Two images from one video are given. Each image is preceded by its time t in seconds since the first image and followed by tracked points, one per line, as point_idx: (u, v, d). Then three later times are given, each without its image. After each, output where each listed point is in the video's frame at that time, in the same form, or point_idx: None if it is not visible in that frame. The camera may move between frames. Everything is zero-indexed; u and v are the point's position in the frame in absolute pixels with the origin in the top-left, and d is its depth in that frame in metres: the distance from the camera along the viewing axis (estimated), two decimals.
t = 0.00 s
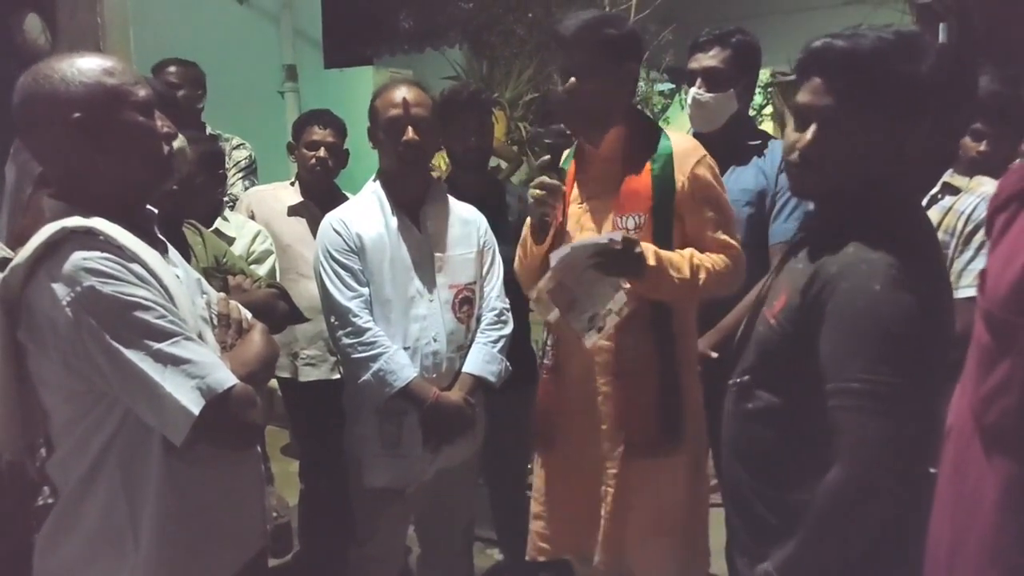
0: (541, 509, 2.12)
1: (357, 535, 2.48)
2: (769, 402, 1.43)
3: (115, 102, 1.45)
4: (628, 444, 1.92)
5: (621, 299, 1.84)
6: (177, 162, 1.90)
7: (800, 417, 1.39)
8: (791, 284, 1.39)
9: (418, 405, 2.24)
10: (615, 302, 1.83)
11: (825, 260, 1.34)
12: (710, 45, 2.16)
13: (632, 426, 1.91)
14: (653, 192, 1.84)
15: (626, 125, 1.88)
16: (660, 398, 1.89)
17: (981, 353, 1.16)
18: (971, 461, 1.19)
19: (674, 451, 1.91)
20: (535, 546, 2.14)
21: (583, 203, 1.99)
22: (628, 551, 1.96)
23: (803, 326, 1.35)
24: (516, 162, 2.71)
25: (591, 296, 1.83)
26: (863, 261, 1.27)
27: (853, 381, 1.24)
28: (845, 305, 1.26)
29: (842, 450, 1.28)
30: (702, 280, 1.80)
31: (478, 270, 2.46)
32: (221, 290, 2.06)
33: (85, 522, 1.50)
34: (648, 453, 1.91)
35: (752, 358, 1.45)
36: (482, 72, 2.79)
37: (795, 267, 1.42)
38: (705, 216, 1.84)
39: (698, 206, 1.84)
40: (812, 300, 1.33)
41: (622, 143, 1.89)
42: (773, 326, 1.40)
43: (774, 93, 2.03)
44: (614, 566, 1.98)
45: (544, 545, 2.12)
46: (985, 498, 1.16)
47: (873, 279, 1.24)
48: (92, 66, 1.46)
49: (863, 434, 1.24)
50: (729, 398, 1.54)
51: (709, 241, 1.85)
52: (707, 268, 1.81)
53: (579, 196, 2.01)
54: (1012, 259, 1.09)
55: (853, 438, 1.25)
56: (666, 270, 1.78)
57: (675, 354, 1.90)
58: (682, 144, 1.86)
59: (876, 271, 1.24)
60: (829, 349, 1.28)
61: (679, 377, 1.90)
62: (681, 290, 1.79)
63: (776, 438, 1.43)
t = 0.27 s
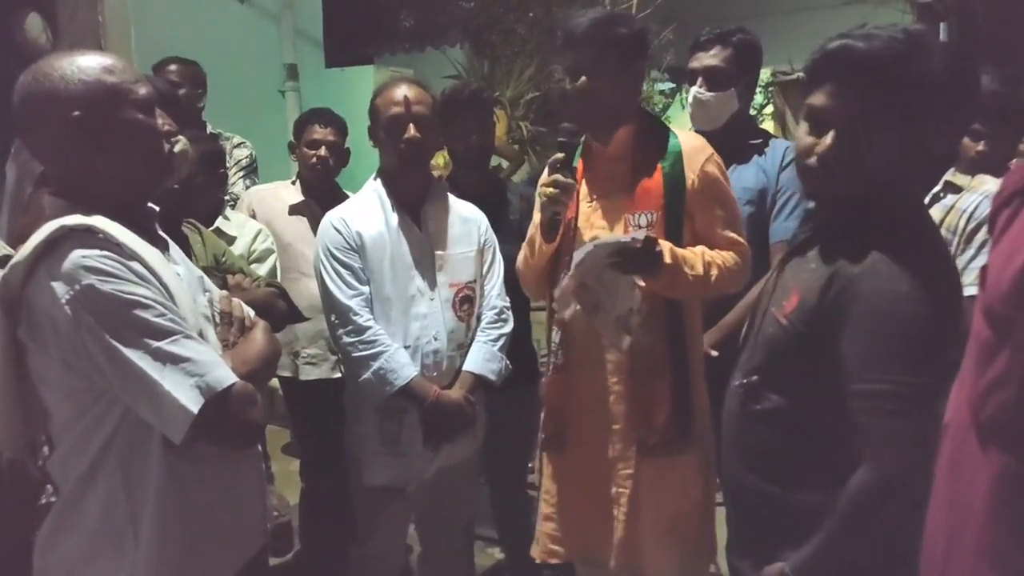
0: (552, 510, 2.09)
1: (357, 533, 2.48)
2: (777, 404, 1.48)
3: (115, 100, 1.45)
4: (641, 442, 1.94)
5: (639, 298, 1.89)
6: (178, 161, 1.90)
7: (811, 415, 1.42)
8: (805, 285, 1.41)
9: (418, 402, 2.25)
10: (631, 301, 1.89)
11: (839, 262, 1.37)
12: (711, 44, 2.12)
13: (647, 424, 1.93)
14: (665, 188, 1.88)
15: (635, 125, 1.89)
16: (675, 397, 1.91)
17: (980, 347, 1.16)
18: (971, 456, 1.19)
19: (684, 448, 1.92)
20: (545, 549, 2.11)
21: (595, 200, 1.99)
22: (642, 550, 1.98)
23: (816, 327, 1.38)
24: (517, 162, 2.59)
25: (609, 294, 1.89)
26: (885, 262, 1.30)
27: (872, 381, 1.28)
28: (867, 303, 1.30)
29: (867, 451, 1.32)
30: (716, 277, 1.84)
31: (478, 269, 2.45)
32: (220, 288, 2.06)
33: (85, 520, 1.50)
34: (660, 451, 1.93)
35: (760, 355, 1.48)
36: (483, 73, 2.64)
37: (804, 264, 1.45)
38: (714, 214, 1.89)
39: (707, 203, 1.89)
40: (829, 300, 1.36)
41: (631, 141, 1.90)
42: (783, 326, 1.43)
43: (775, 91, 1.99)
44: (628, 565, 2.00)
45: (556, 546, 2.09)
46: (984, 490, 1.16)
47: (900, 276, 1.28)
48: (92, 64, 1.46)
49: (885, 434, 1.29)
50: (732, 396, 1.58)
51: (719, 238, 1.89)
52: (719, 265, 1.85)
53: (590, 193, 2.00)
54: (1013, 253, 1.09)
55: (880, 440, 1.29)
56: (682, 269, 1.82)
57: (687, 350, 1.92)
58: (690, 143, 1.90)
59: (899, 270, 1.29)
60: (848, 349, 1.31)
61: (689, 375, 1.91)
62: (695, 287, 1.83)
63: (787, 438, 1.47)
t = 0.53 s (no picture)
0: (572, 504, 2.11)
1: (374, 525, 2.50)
2: (796, 402, 1.46)
3: (127, 94, 1.45)
4: (661, 438, 1.94)
5: (653, 281, 1.88)
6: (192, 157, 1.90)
7: (833, 413, 1.42)
8: (830, 281, 1.39)
9: (431, 397, 2.27)
10: (645, 282, 1.89)
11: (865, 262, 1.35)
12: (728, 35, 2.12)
13: (665, 419, 1.93)
14: (684, 181, 1.86)
15: (656, 117, 1.85)
16: (695, 391, 1.90)
17: (1004, 339, 1.18)
18: (992, 448, 1.21)
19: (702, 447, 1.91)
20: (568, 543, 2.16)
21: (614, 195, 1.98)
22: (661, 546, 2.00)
23: (842, 322, 1.36)
24: (532, 156, 2.53)
25: (621, 274, 1.90)
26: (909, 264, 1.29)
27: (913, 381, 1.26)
28: (901, 311, 1.27)
29: (904, 450, 1.31)
30: (739, 269, 1.81)
31: (491, 263, 2.43)
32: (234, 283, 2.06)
33: (100, 513, 1.51)
34: (680, 447, 1.93)
35: (783, 351, 1.45)
36: (498, 65, 2.50)
37: (827, 262, 1.43)
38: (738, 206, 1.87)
39: (729, 194, 1.87)
40: (858, 301, 1.33)
41: (652, 135, 1.87)
42: (807, 322, 1.41)
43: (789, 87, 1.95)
44: (645, 561, 2.02)
45: (576, 541, 2.14)
46: (1004, 483, 1.19)
47: (921, 274, 1.27)
48: (105, 59, 1.46)
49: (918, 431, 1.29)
50: (751, 394, 1.56)
51: (741, 230, 1.86)
52: (742, 256, 1.81)
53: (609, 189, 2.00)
54: None
55: (916, 440, 1.29)
56: (705, 257, 1.79)
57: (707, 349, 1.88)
58: (712, 133, 1.88)
59: (925, 269, 1.27)
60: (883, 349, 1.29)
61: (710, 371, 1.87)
62: (715, 276, 1.80)
63: (807, 438, 1.47)
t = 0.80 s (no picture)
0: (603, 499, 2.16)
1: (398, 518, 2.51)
2: (823, 395, 1.43)
3: (151, 90, 1.46)
4: (695, 436, 1.94)
5: (677, 273, 1.87)
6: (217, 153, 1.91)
7: (862, 405, 1.39)
8: (857, 271, 1.37)
9: (454, 392, 2.26)
10: (667, 274, 1.88)
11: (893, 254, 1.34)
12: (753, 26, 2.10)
13: (697, 417, 1.93)
14: (717, 174, 1.87)
15: (690, 108, 1.84)
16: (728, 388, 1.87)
17: None
18: None
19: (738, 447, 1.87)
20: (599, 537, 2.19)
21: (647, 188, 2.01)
22: (694, 544, 2.00)
23: (868, 315, 1.34)
24: (555, 150, 2.52)
25: (642, 265, 1.90)
26: (939, 257, 1.28)
27: (936, 373, 1.27)
28: (931, 308, 1.26)
29: (932, 442, 1.32)
30: (768, 263, 1.77)
31: (513, 257, 2.43)
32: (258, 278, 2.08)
33: (129, 504, 1.53)
34: (712, 446, 1.92)
35: (809, 342, 1.43)
36: (521, 59, 2.45)
37: (854, 254, 1.40)
38: (772, 198, 1.84)
39: (761, 186, 1.85)
40: (886, 292, 1.32)
41: (686, 128, 1.86)
42: (833, 313, 1.38)
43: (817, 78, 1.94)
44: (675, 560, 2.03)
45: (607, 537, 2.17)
46: None
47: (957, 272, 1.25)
48: (130, 55, 1.48)
49: (939, 421, 1.30)
50: (777, 385, 1.51)
51: (772, 223, 1.83)
52: (771, 250, 1.77)
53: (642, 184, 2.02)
54: None
55: (943, 433, 1.30)
56: (731, 250, 1.76)
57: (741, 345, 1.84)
58: (747, 124, 1.87)
59: (959, 262, 1.26)
60: (908, 343, 1.30)
61: (747, 367, 1.80)
62: (741, 269, 1.77)
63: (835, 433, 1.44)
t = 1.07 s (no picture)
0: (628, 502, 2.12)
1: (416, 513, 2.52)
2: (840, 390, 1.40)
3: (175, 87, 1.48)
4: (723, 436, 1.93)
5: (702, 276, 1.89)
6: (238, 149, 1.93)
7: (889, 403, 1.36)
8: (876, 269, 1.33)
9: (471, 388, 2.26)
10: (691, 277, 1.89)
11: (914, 252, 1.29)
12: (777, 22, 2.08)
13: (724, 417, 1.93)
14: (745, 171, 1.87)
15: (719, 104, 1.82)
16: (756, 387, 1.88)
17: None
18: None
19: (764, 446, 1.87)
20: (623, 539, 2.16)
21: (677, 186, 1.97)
22: (722, 544, 1.98)
23: (888, 310, 1.31)
24: (578, 146, 2.51)
25: (664, 267, 1.91)
26: (957, 250, 1.25)
27: (953, 368, 1.23)
28: (948, 302, 1.23)
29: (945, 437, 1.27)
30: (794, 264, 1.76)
31: (531, 254, 2.43)
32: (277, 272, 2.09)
33: (150, 496, 1.55)
34: (739, 445, 1.92)
35: (828, 339, 1.40)
36: (544, 56, 2.49)
37: (874, 250, 1.36)
38: (801, 195, 1.82)
39: (790, 183, 1.83)
40: (905, 290, 1.28)
41: (715, 123, 1.84)
42: (852, 310, 1.35)
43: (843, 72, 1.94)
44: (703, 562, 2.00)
45: (632, 538, 2.14)
46: None
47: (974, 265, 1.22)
48: (155, 52, 1.49)
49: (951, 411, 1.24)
50: (794, 382, 1.48)
51: (799, 219, 1.81)
52: (798, 248, 1.76)
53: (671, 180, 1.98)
54: None
55: (957, 425, 1.24)
56: (755, 249, 1.76)
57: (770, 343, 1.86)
58: (776, 120, 1.87)
59: (975, 257, 1.24)
60: (926, 336, 1.26)
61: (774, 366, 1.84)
62: (765, 267, 1.77)
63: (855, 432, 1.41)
